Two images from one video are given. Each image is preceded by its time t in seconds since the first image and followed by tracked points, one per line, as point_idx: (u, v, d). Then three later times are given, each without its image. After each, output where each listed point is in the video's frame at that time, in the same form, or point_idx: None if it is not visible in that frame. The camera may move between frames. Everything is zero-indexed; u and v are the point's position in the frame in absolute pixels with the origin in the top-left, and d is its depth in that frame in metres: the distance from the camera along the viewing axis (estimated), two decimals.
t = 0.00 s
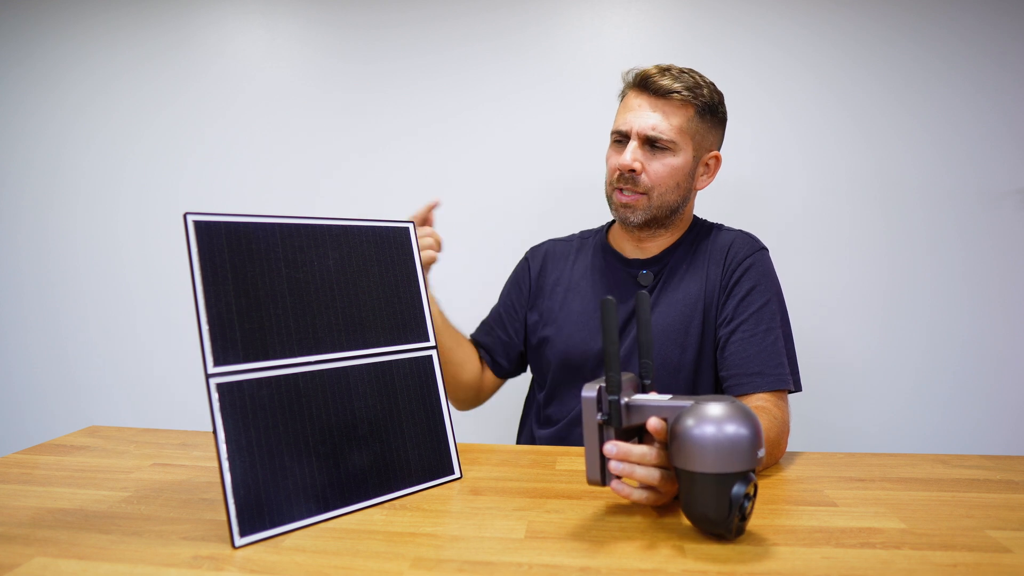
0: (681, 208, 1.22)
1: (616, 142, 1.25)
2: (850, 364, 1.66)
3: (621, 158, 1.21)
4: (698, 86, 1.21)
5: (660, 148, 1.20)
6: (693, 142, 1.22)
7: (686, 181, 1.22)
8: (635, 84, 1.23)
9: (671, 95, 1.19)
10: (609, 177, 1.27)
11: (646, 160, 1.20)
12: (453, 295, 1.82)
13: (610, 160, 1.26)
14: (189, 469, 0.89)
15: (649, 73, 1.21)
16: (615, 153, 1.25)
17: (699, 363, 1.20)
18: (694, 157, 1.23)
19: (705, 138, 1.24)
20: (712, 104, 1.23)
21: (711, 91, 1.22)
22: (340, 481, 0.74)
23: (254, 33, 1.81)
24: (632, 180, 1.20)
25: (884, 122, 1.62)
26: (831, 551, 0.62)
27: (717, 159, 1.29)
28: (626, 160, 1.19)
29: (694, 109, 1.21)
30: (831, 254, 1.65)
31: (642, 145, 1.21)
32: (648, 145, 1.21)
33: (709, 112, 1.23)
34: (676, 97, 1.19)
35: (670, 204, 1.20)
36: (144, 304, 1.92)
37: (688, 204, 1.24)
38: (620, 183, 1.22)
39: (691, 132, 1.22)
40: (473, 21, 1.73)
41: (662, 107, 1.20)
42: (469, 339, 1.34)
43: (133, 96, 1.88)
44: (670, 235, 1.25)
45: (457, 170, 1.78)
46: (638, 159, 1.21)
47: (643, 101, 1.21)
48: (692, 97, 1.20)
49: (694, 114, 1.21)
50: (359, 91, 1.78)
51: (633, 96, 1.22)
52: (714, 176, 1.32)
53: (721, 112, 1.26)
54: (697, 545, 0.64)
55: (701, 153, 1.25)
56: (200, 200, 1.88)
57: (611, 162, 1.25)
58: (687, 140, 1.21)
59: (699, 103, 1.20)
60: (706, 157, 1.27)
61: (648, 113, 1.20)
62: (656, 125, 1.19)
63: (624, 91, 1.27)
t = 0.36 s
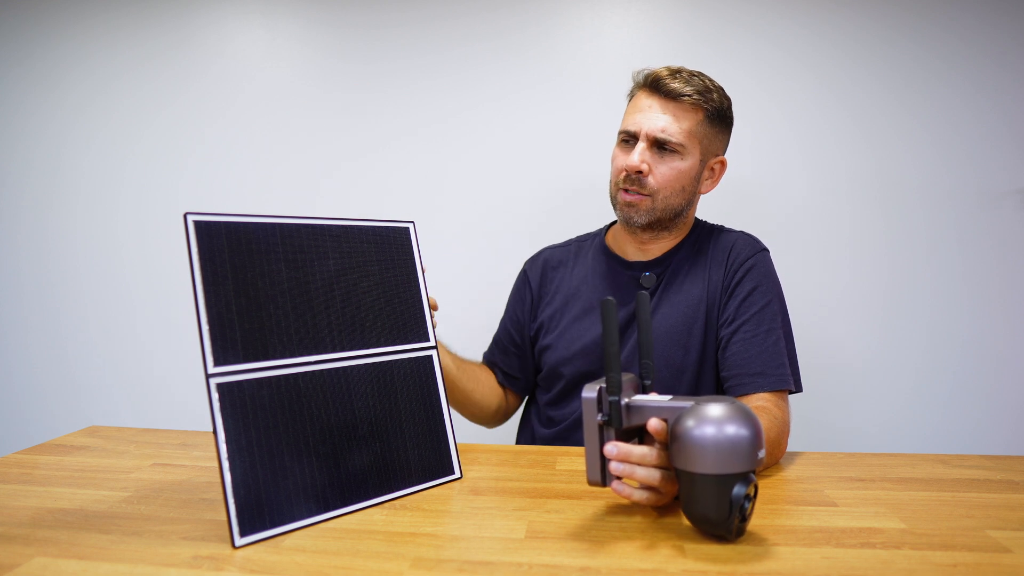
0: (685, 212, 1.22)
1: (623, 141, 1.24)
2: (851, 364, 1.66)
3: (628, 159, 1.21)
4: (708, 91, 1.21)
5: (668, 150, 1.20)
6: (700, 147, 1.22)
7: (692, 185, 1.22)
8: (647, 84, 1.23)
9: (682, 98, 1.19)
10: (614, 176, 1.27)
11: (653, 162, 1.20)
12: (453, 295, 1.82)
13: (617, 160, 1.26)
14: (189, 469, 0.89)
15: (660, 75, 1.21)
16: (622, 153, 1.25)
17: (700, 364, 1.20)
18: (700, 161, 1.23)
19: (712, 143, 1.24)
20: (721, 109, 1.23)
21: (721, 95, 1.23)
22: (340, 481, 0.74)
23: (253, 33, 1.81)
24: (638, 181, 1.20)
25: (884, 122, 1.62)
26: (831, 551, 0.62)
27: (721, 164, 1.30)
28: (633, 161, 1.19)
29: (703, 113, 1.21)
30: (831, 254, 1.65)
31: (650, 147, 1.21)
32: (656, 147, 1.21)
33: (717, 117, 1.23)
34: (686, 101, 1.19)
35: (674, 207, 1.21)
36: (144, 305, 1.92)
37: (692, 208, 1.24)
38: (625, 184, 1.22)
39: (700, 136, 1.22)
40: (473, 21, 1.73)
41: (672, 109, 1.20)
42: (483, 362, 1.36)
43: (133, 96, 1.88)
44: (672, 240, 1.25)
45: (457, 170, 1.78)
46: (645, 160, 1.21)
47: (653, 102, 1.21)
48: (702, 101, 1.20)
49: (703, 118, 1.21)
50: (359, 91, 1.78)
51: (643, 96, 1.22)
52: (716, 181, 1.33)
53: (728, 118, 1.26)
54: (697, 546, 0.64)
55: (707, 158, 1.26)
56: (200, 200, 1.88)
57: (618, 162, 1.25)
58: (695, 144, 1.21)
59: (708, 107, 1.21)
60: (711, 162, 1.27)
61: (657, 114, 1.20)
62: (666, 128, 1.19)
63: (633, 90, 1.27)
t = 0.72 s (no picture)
0: (686, 212, 1.23)
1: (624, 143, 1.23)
2: (851, 365, 1.66)
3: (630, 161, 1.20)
4: (707, 90, 1.21)
5: (669, 150, 1.20)
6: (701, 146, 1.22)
7: (694, 185, 1.23)
8: (645, 83, 1.22)
9: (683, 98, 1.19)
10: (616, 178, 1.26)
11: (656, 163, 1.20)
12: (453, 296, 1.82)
13: (618, 162, 1.25)
14: (189, 469, 0.89)
15: (659, 74, 1.20)
16: (623, 155, 1.24)
17: (700, 364, 1.20)
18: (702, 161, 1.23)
19: (712, 141, 1.24)
20: (720, 108, 1.23)
21: (719, 94, 1.23)
22: (340, 481, 0.74)
23: (253, 33, 1.81)
24: (642, 183, 1.20)
25: (884, 122, 1.62)
26: (831, 551, 0.62)
27: (722, 161, 1.30)
28: (637, 163, 1.19)
29: (703, 112, 1.21)
30: (831, 253, 1.65)
31: (652, 147, 1.20)
32: (658, 148, 1.20)
33: (717, 115, 1.23)
34: (686, 101, 1.19)
35: (677, 207, 1.21)
36: (144, 305, 1.92)
37: (694, 208, 1.24)
38: (628, 186, 1.21)
39: (701, 136, 1.22)
40: (473, 21, 1.73)
41: (672, 109, 1.19)
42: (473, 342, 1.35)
43: (133, 96, 1.88)
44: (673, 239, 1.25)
45: (457, 170, 1.78)
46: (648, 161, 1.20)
47: (652, 103, 1.20)
48: (702, 100, 1.20)
49: (703, 117, 1.21)
50: (359, 91, 1.78)
51: (642, 97, 1.22)
52: (717, 179, 1.33)
53: (727, 116, 1.26)
54: (697, 546, 0.64)
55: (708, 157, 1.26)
56: (200, 200, 1.88)
57: (620, 164, 1.24)
58: (696, 143, 1.21)
59: (708, 106, 1.20)
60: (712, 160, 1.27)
61: (658, 115, 1.20)
62: (667, 128, 1.19)
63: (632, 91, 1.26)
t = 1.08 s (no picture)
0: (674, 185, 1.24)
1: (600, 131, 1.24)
2: (851, 364, 1.66)
3: (613, 142, 1.20)
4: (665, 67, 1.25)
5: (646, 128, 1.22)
6: (674, 118, 1.25)
7: (676, 155, 1.24)
8: (609, 75, 1.24)
9: (646, 74, 1.22)
10: (600, 168, 1.25)
11: (638, 139, 1.20)
12: (452, 296, 1.82)
13: (597, 152, 1.25)
14: (189, 469, 0.89)
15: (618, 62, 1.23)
16: (602, 142, 1.24)
17: (699, 364, 1.20)
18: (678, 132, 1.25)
19: (683, 114, 1.27)
20: (679, 83, 1.27)
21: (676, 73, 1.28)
22: (340, 481, 0.74)
23: (253, 33, 1.81)
24: (630, 161, 1.19)
25: (884, 122, 1.62)
26: (831, 551, 0.62)
27: (694, 135, 1.33)
28: (620, 142, 1.19)
29: (667, 87, 1.25)
30: (831, 253, 1.65)
31: (630, 127, 1.21)
32: (635, 125, 1.21)
33: (679, 90, 1.27)
34: (650, 77, 1.22)
35: (666, 178, 1.21)
36: (144, 305, 1.92)
37: (680, 181, 1.26)
38: (617, 167, 1.21)
39: (671, 108, 1.24)
40: (473, 21, 1.73)
41: (639, 87, 1.22)
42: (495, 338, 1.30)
43: (133, 96, 1.88)
44: (666, 219, 1.26)
45: (457, 170, 1.78)
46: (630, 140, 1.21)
47: (618, 88, 1.23)
48: (665, 75, 1.23)
49: (669, 92, 1.25)
50: (358, 92, 1.79)
51: (607, 87, 1.24)
52: (697, 155, 1.36)
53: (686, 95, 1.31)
54: (697, 546, 0.64)
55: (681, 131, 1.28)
56: (199, 201, 1.88)
57: (602, 152, 1.24)
58: (669, 115, 1.23)
59: (671, 80, 1.24)
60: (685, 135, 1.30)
61: (627, 95, 1.22)
62: (639, 105, 1.21)
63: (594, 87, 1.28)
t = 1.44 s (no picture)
0: (647, 191, 1.21)
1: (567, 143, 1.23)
2: (851, 364, 1.66)
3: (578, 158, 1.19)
4: (632, 70, 1.21)
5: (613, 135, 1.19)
6: (644, 123, 1.21)
7: (646, 162, 1.21)
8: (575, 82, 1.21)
9: (609, 82, 1.19)
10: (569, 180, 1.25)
11: (603, 153, 1.19)
12: (452, 296, 1.82)
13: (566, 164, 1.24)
14: (189, 469, 0.89)
15: (582, 69, 1.20)
16: (569, 155, 1.23)
17: (698, 365, 1.19)
18: (649, 138, 1.22)
19: (654, 116, 1.24)
20: (649, 82, 1.23)
21: (645, 71, 1.23)
22: (340, 481, 0.74)
23: (253, 33, 1.81)
24: (595, 177, 1.18)
25: (884, 123, 1.62)
26: (831, 551, 0.62)
27: (671, 134, 1.29)
28: (585, 158, 1.18)
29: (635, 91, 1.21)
30: (831, 254, 1.65)
31: (595, 138, 1.19)
32: (601, 136, 1.19)
33: (648, 91, 1.23)
34: (616, 83, 1.19)
35: (636, 189, 1.20)
36: (144, 305, 1.92)
37: (654, 187, 1.23)
38: (583, 184, 1.20)
39: (640, 113, 1.21)
40: (473, 21, 1.73)
41: (603, 96, 1.19)
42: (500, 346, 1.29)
43: (133, 96, 1.88)
44: (649, 226, 1.24)
45: (457, 170, 1.78)
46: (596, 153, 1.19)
47: (582, 97, 1.20)
48: (631, 80, 1.20)
49: (636, 96, 1.21)
50: (358, 92, 1.78)
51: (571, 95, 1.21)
52: (676, 151, 1.33)
53: (659, 91, 1.27)
54: (698, 546, 0.63)
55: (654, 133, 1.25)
56: (199, 201, 1.88)
57: (569, 165, 1.23)
58: (637, 121, 1.20)
59: (637, 83, 1.20)
60: (660, 135, 1.27)
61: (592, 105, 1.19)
62: (603, 115, 1.18)
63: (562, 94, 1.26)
